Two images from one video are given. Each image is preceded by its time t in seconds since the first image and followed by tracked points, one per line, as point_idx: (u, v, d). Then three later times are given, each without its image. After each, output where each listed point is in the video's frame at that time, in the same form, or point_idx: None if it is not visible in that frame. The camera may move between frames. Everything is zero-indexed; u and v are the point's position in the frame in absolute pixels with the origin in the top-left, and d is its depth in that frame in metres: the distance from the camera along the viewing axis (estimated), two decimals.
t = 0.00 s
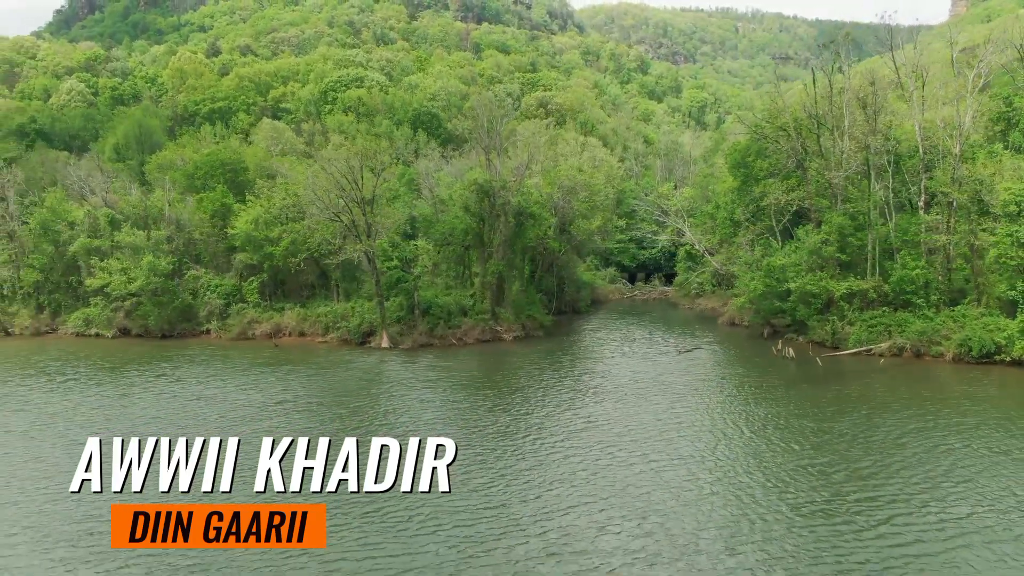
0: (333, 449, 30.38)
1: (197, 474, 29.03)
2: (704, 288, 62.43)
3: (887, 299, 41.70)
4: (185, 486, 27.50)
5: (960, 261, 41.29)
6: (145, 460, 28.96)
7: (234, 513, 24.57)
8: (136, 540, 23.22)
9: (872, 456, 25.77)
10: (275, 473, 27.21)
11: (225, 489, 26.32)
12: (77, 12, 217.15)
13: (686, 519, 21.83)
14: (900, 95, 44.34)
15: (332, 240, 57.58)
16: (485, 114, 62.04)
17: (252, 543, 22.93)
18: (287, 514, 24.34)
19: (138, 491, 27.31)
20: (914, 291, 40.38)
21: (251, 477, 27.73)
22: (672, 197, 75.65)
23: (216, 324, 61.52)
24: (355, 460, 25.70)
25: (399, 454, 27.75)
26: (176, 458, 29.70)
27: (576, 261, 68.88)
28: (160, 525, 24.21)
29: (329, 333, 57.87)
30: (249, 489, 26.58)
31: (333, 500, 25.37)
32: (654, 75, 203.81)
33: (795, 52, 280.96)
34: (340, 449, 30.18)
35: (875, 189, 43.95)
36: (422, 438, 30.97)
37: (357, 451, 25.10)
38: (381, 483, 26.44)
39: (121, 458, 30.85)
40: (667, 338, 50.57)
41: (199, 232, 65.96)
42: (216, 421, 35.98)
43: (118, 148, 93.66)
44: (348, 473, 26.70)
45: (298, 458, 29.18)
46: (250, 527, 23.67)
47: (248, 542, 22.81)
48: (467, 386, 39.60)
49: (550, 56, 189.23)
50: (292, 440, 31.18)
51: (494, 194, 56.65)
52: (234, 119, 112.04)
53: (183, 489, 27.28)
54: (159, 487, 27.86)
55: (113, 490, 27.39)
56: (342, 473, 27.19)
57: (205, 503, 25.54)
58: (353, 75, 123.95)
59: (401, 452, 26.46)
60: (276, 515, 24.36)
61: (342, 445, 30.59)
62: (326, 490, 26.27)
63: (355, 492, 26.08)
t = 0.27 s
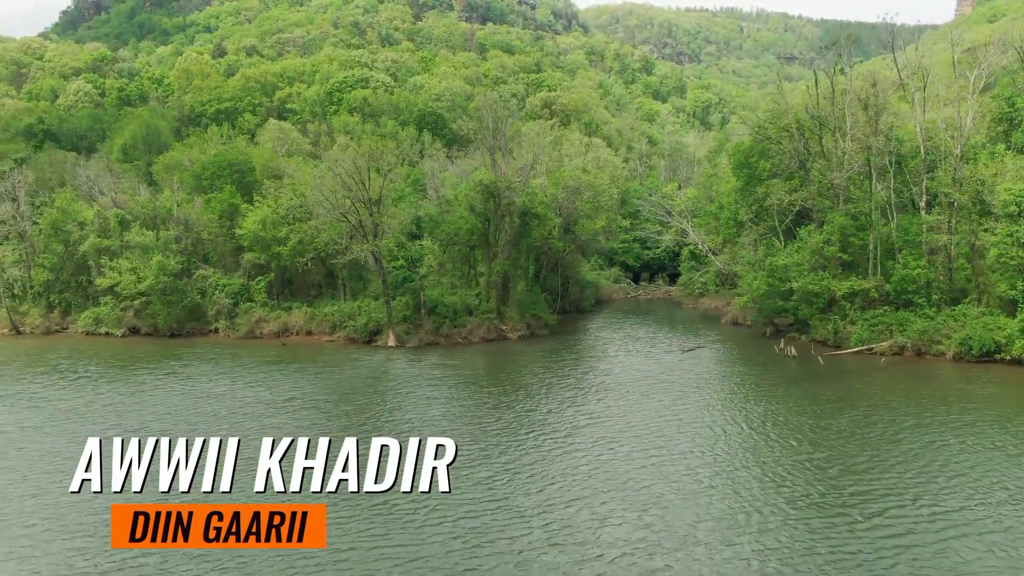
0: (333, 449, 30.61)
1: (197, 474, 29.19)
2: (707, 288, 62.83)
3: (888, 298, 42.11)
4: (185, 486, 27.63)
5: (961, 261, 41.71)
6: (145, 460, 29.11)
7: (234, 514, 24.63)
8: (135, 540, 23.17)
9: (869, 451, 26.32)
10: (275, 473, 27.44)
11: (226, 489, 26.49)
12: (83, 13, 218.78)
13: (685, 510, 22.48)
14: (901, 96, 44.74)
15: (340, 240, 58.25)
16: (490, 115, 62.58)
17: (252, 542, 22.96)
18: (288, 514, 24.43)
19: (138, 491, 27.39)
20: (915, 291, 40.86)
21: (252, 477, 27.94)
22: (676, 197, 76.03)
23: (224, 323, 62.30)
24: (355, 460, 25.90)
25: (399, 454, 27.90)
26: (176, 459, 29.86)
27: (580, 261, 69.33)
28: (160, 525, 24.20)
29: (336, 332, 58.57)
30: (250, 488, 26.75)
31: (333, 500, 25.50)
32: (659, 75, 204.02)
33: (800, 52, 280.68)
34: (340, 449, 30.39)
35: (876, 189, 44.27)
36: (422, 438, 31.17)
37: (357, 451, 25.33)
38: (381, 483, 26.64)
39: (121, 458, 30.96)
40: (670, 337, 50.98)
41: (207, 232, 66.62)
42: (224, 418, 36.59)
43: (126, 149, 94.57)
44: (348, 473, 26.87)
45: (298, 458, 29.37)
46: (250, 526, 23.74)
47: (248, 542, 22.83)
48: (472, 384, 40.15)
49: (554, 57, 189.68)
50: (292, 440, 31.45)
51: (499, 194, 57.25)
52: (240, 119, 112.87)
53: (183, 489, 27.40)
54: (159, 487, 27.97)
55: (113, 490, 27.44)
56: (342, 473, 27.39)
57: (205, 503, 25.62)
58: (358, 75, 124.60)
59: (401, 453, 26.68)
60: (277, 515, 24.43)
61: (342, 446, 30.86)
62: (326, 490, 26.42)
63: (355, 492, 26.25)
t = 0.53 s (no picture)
0: (333, 449, 31.13)
1: (196, 474, 29.94)
2: (713, 287, 63.53)
3: (890, 297, 42.76)
4: (185, 487, 28.32)
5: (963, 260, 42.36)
6: (145, 461, 29.82)
7: (234, 514, 25.25)
8: (136, 540, 23.80)
9: (863, 444, 27.31)
10: (275, 472, 28.04)
11: (225, 489, 27.16)
12: (93, 14, 220.73)
13: (686, 500, 23.62)
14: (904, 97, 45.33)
15: (350, 240, 59.15)
16: (498, 116, 63.38)
17: (252, 543, 23.56)
18: (288, 514, 25.03)
19: (138, 491, 28.08)
20: (917, 290, 41.62)
21: (252, 476, 28.60)
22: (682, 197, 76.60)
23: (237, 321, 63.53)
24: (355, 460, 26.44)
25: (399, 455, 28.48)
26: (176, 459, 30.54)
27: (587, 261, 70.06)
28: (160, 525, 24.81)
29: (346, 330, 59.68)
30: (249, 488, 27.40)
31: (333, 500, 26.04)
32: (666, 75, 204.09)
33: (807, 51, 279.82)
34: (340, 449, 30.91)
35: (880, 189, 44.86)
36: (422, 438, 31.66)
37: (358, 452, 25.86)
38: (381, 483, 27.12)
39: (121, 458, 31.64)
40: (676, 335, 51.67)
41: (219, 232, 67.66)
42: (239, 414, 37.68)
43: (137, 150, 95.97)
44: (348, 473, 27.39)
45: (298, 458, 29.98)
46: (250, 527, 24.33)
47: (248, 542, 23.44)
48: (481, 381, 41.06)
49: (561, 57, 190.24)
50: (292, 440, 32.07)
51: (507, 195, 58.15)
52: (249, 120, 114.11)
53: (183, 489, 28.08)
54: (159, 487, 28.71)
55: (114, 490, 28.12)
56: (342, 473, 27.79)
57: (205, 503, 26.23)
58: (367, 77, 125.53)
59: (402, 453, 27.22)
60: (277, 515, 25.05)
61: (341, 445, 31.28)
62: (327, 490, 26.94)
63: (355, 491, 26.76)
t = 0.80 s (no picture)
0: (332, 449, 31.27)
1: (196, 474, 29.93)
2: (718, 287, 64.00)
3: (892, 297, 43.16)
4: (185, 486, 28.35)
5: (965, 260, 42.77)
6: (145, 460, 29.81)
7: (234, 514, 25.35)
8: (136, 540, 23.88)
9: (859, 440, 28.16)
10: (275, 472, 28.16)
11: (225, 489, 27.19)
12: (100, 14, 222.28)
13: (687, 494, 24.48)
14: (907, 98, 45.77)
15: (358, 240, 59.85)
16: (504, 117, 63.98)
17: (252, 543, 23.68)
18: (288, 514, 25.14)
19: (139, 492, 28.09)
20: (919, 290, 42.13)
21: (251, 476, 28.67)
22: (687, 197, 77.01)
23: (246, 320, 64.36)
24: (355, 461, 26.64)
25: (399, 454, 28.65)
26: (176, 459, 30.57)
27: (592, 261, 70.53)
28: (160, 525, 24.89)
29: (354, 329, 60.44)
30: (249, 489, 27.50)
31: (333, 500, 26.19)
32: (671, 75, 204.12)
33: (813, 51, 279.22)
34: (340, 449, 31.04)
35: (882, 190, 45.34)
36: (422, 438, 31.85)
37: (357, 452, 26.05)
38: (381, 483, 27.28)
39: (121, 458, 31.66)
40: (680, 334, 52.12)
41: (228, 232, 68.57)
42: (250, 411, 38.29)
43: (145, 150, 96.85)
44: (348, 473, 27.57)
45: (298, 458, 30.02)
46: (250, 527, 24.45)
47: (249, 542, 23.57)
48: (488, 379, 41.65)
49: (566, 57, 190.58)
50: (292, 440, 32.19)
51: (513, 195, 58.78)
52: (256, 120, 114.90)
53: (183, 489, 28.11)
54: (160, 487, 28.70)
55: (114, 490, 28.14)
56: (342, 473, 27.99)
57: (205, 503, 26.32)
58: (373, 77, 126.14)
59: (401, 453, 27.41)
60: (277, 515, 25.17)
61: (341, 446, 31.40)
62: (326, 490, 27.11)
63: (355, 492, 26.94)
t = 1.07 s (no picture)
0: (332, 450, 31.56)
1: (196, 474, 30.17)
2: (724, 286, 64.66)
3: (896, 296, 43.74)
4: (185, 486, 28.59)
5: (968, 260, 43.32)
6: (145, 460, 30.04)
7: (234, 514, 25.65)
8: (136, 540, 24.22)
9: (856, 434, 28.94)
10: (275, 472, 28.44)
11: (225, 490, 27.48)
12: (110, 15, 224.64)
13: (688, 484, 25.37)
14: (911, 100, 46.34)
15: (368, 240, 60.84)
16: (513, 118, 64.78)
17: (252, 542, 24.05)
18: (287, 514, 25.47)
19: (139, 491, 28.33)
20: (922, 289, 42.68)
21: (252, 476, 28.93)
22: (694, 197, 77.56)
23: (259, 319, 65.50)
24: (355, 461, 26.93)
25: (399, 455, 28.93)
26: (176, 459, 30.81)
27: (599, 260, 71.18)
28: (159, 525, 25.22)
29: (365, 327, 61.45)
30: (249, 488, 27.79)
31: (333, 500, 26.53)
32: (679, 75, 204.27)
33: (821, 50, 278.52)
34: (339, 450, 31.33)
35: (886, 190, 45.95)
36: (422, 438, 32.15)
37: (358, 453, 26.37)
38: (381, 483, 27.63)
39: (121, 458, 31.94)
40: (687, 333, 52.80)
41: (241, 232, 69.78)
42: (264, 407, 39.22)
43: (158, 151, 98.16)
44: (348, 473, 27.90)
45: (298, 458, 30.33)
46: (250, 527, 24.78)
47: (249, 542, 23.92)
48: (497, 376, 42.46)
49: (574, 58, 191.15)
50: (292, 440, 32.48)
51: (522, 196, 59.64)
52: (266, 121, 116.10)
53: (183, 489, 28.37)
54: (160, 487, 28.92)
55: (114, 490, 28.38)
56: (342, 473, 28.30)
57: (205, 503, 26.64)
58: (381, 78, 127.10)
59: (401, 454, 27.67)
60: (277, 515, 25.50)
61: (341, 446, 31.71)
62: (326, 490, 27.44)
63: (355, 492, 27.26)
